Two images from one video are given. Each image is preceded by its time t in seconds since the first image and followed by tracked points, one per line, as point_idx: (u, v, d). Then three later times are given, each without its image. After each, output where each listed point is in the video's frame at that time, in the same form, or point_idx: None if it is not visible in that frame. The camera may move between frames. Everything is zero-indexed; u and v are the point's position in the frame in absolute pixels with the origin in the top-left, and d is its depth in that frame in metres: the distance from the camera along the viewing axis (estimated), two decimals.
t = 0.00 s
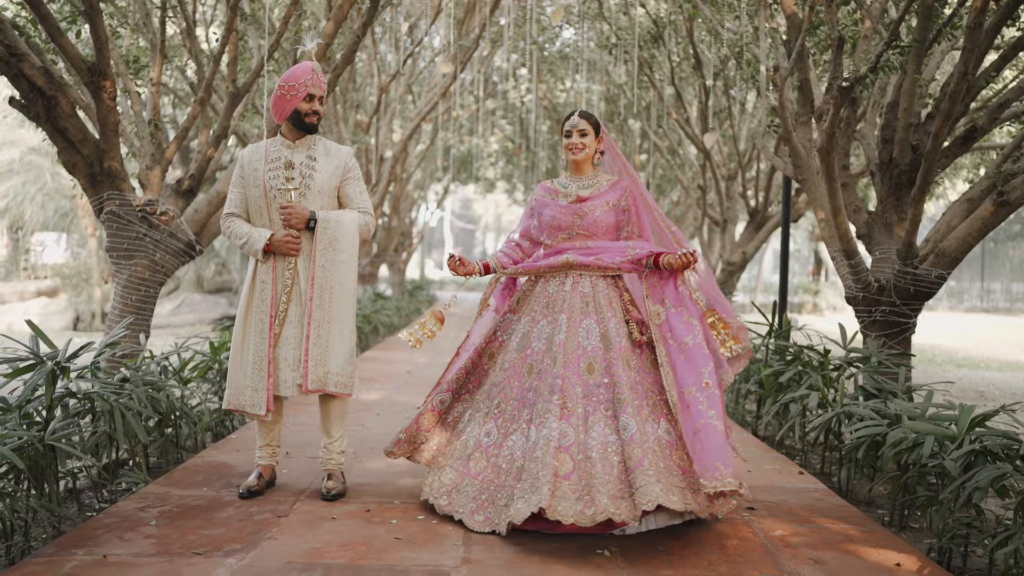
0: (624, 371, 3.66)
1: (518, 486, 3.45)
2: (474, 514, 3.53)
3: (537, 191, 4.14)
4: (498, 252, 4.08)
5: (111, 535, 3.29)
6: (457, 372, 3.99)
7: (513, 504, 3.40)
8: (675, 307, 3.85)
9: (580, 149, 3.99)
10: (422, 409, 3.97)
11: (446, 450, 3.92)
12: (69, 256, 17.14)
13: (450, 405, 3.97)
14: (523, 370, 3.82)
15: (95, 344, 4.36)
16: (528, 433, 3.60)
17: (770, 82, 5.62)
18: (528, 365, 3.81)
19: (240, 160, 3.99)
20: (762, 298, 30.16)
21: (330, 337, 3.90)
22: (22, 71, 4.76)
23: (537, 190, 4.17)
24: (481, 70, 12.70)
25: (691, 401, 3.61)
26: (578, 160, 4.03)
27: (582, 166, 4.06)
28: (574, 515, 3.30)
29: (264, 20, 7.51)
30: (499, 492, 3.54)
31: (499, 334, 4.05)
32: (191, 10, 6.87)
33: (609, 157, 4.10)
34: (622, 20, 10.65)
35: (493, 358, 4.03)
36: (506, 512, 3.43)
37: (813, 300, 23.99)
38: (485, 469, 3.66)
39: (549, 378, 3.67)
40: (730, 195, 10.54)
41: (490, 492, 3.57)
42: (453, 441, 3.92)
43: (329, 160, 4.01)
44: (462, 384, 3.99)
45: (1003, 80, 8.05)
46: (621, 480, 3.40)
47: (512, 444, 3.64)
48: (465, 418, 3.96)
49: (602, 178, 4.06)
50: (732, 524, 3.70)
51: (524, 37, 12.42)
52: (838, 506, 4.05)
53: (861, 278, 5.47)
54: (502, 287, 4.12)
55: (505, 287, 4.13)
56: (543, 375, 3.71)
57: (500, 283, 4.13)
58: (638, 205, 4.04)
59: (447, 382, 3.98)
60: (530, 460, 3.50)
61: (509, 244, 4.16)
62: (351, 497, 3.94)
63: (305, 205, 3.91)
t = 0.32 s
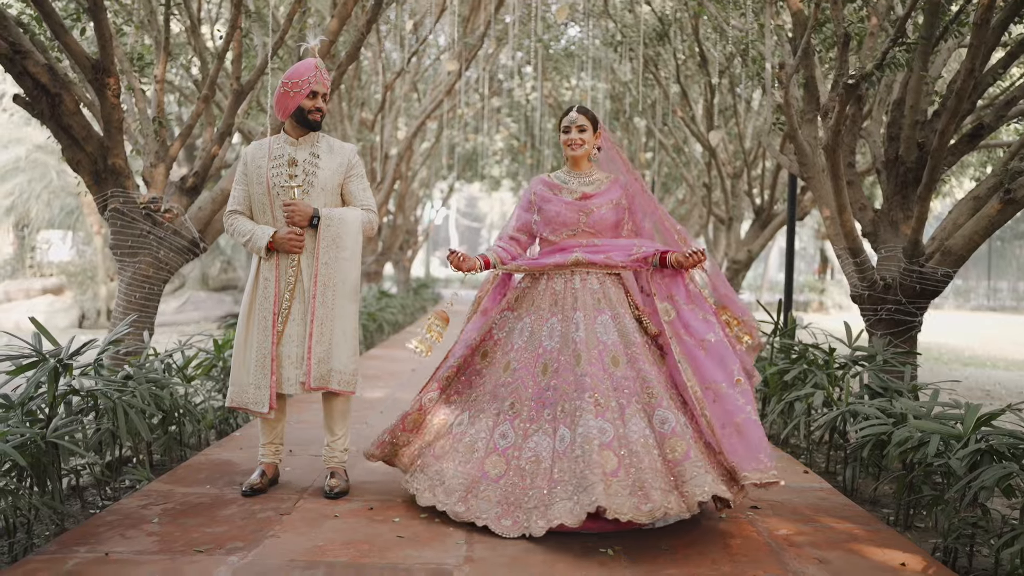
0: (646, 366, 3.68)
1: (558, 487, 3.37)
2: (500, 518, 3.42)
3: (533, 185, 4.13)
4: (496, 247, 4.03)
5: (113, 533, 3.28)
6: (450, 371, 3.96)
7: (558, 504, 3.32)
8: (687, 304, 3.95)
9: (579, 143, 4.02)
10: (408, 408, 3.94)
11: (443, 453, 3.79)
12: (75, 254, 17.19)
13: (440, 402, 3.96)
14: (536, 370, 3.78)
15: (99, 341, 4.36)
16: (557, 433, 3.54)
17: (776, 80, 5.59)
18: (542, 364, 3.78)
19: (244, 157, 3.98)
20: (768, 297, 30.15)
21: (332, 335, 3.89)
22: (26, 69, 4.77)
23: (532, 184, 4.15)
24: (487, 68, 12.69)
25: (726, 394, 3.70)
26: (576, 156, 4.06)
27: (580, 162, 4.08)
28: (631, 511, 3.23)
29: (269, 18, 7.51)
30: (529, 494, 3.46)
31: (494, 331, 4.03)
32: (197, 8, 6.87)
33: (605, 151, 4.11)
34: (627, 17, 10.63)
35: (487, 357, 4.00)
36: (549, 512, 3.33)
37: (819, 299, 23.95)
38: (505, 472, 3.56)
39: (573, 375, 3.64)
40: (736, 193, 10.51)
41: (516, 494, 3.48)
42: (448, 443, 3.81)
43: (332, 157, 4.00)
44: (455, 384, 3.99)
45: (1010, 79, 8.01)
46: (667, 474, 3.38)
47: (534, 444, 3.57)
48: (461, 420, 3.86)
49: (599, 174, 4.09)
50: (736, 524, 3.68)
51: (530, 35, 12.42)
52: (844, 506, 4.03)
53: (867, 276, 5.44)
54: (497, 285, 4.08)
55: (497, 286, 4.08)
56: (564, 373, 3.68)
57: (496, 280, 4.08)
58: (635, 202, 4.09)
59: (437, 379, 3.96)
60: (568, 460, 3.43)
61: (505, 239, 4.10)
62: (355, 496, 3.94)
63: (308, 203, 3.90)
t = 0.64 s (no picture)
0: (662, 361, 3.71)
1: (597, 488, 3.37)
2: (532, 522, 3.36)
3: (529, 180, 4.07)
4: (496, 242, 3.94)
5: (113, 532, 3.28)
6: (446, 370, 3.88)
7: (603, 504, 3.32)
8: (687, 299, 3.99)
9: (577, 138, 4.00)
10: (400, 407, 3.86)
11: (451, 457, 3.63)
12: (78, 253, 17.22)
13: (435, 402, 3.86)
14: (550, 369, 3.72)
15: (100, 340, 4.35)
16: (583, 432, 3.53)
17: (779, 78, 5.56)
18: (556, 363, 3.73)
19: (245, 155, 3.97)
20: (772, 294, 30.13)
21: (334, 334, 3.88)
22: (27, 67, 4.78)
23: (526, 179, 4.10)
24: (489, 66, 12.66)
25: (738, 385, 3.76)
26: (572, 152, 4.03)
27: (574, 158, 4.06)
28: (679, 503, 3.27)
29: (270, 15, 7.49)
30: (560, 495, 3.41)
31: (491, 330, 3.95)
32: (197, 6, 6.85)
33: (599, 147, 4.11)
34: (630, 14, 10.59)
35: (485, 357, 3.93)
36: (591, 511, 3.33)
37: (823, 297, 23.92)
38: (530, 475, 3.47)
39: (594, 374, 3.64)
40: (739, 190, 10.47)
41: (546, 496, 3.42)
42: (453, 447, 3.66)
43: (333, 155, 3.98)
44: (451, 383, 3.90)
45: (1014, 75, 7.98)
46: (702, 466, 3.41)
47: (558, 444, 3.52)
48: (464, 423, 3.72)
49: (594, 171, 4.08)
50: (739, 522, 3.66)
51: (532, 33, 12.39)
52: (847, 504, 4.01)
53: (870, 274, 5.41)
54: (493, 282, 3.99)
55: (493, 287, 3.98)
56: (586, 370, 3.67)
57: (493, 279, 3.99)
58: (629, 200, 4.14)
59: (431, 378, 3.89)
60: (604, 458, 3.42)
61: (503, 234, 4.00)
62: (356, 495, 3.93)
63: (309, 201, 3.89)
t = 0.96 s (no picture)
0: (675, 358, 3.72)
1: (635, 488, 3.36)
2: (570, 525, 3.32)
3: (532, 179, 3.99)
4: (506, 241, 3.82)
5: (118, 535, 3.28)
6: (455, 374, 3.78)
7: (645, 502, 3.33)
8: (683, 296, 4.00)
9: (578, 138, 3.99)
10: (406, 413, 3.72)
11: (474, 465, 3.53)
12: (85, 255, 17.28)
13: (441, 408, 3.74)
14: (568, 369, 3.67)
15: (103, 342, 4.35)
16: (611, 432, 3.51)
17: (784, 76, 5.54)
18: (574, 364, 3.68)
19: (248, 156, 3.97)
20: (778, 294, 30.05)
21: (338, 334, 3.87)
22: (30, 69, 4.79)
23: (529, 178, 4.00)
24: (493, 66, 12.64)
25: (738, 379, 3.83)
26: (573, 150, 4.01)
27: (573, 157, 4.04)
28: (719, 494, 3.31)
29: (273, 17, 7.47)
30: (596, 497, 3.37)
31: (498, 331, 3.87)
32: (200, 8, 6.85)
33: (596, 147, 4.11)
34: (633, 14, 10.56)
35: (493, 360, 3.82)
36: (632, 510, 3.33)
37: (829, 296, 23.85)
38: (562, 478, 3.41)
39: (617, 373, 3.62)
40: (745, 190, 10.44)
41: (580, 497, 3.37)
42: (473, 455, 3.55)
43: (336, 155, 3.98)
44: (461, 386, 3.78)
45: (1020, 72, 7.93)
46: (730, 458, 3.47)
47: (585, 446, 3.48)
48: (481, 429, 3.62)
49: (591, 171, 4.07)
50: (744, 522, 3.64)
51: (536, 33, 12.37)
52: (854, 504, 3.99)
53: (876, 272, 5.39)
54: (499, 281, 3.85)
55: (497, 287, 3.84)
56: (607, 369, 3.65)
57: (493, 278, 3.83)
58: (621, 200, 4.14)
59: (439, 382, 3.77)
60: (637, 457, 3.42)
61: (509, 232, 3.88)
62: (360, 496, 3.91)
63: (313, 202, 3.89)
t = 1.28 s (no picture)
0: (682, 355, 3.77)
1: (665, 483, 3.44)
2: (607, 524, 3.33)
3: (542, 178, 3.86)
4: (528, 240, 3.66)
5: (121, 534, 3.27)
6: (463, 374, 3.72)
7: (678, 497, 3.43)
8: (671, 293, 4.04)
9: (583, 137, 3.92)
10: (426, 415, 3.58)
11: (506, 468, 3.47)
12: (91, 255, 17.32)
13: (459, 409, 3.63)
14: (588, 369, 3.65)
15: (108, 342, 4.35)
16: (636, 429, 3.54)
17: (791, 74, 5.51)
18: (593, 364, 3.66)
19: (251, 154, 3.96)
20: (785, 293, 29.99)
21: (342, 333, 3.86)
22: (34, 68, 4.80)
23: (538, 176, 3.87)
24: (498, 65, 12.64)
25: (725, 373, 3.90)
26: (576, 150, 3.93)
27: (577, 156, 3.97)
28: (747, 484, 3.49)
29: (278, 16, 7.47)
30: (630, 494, 3.40)
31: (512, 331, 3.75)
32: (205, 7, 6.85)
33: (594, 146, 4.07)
34: (639, 12, 10.54)
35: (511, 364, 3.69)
36: (666, 506, 3.40)
37: (836, 295, 23.78)
38: (595, 478, 3.41)
39: (637, 373, 3.65)
40: (751, 189, 10.41)
41: (615, 496, 3.39)
42: (503, 458, 3.48)
43: (340, 154, 3.97)
44: (479, 387, 3.66)
45: None
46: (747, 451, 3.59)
47: (613, 445, 3.49)
48: (507, 431, 3.55)
49: (591, 170, 4.01)
50: (750, 522, 3.63)
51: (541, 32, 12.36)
52: (860, 503, 3.97)
53: (883, 270, 5.35)
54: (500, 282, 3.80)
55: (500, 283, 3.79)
56: (626, 368, 3.67)
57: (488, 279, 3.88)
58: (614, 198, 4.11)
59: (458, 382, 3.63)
60: (664, 454, 3.49)
61: (527, 232, 3.74)
62: (365, 496, 3.91)
63: (316, 200, 3.88)
